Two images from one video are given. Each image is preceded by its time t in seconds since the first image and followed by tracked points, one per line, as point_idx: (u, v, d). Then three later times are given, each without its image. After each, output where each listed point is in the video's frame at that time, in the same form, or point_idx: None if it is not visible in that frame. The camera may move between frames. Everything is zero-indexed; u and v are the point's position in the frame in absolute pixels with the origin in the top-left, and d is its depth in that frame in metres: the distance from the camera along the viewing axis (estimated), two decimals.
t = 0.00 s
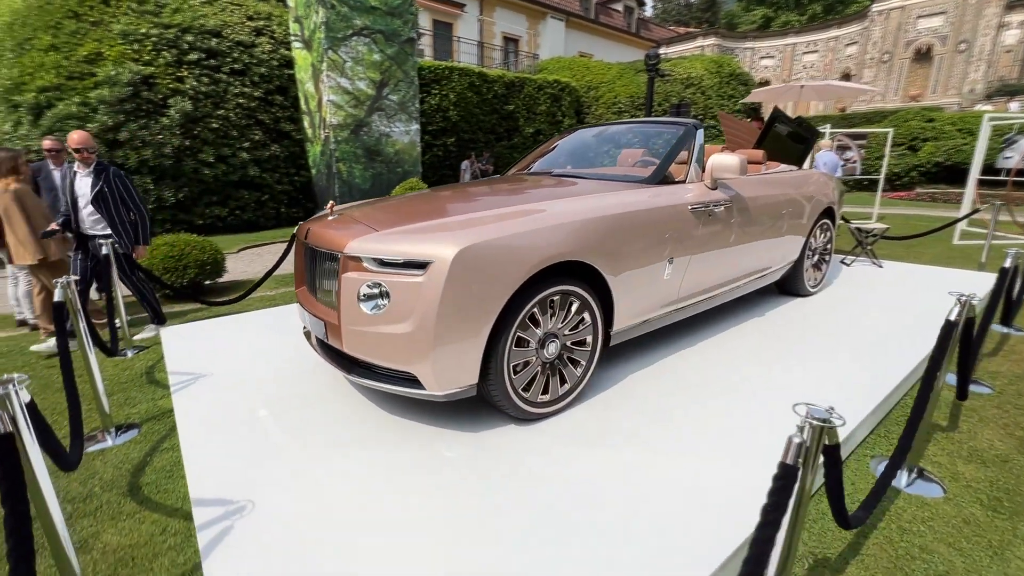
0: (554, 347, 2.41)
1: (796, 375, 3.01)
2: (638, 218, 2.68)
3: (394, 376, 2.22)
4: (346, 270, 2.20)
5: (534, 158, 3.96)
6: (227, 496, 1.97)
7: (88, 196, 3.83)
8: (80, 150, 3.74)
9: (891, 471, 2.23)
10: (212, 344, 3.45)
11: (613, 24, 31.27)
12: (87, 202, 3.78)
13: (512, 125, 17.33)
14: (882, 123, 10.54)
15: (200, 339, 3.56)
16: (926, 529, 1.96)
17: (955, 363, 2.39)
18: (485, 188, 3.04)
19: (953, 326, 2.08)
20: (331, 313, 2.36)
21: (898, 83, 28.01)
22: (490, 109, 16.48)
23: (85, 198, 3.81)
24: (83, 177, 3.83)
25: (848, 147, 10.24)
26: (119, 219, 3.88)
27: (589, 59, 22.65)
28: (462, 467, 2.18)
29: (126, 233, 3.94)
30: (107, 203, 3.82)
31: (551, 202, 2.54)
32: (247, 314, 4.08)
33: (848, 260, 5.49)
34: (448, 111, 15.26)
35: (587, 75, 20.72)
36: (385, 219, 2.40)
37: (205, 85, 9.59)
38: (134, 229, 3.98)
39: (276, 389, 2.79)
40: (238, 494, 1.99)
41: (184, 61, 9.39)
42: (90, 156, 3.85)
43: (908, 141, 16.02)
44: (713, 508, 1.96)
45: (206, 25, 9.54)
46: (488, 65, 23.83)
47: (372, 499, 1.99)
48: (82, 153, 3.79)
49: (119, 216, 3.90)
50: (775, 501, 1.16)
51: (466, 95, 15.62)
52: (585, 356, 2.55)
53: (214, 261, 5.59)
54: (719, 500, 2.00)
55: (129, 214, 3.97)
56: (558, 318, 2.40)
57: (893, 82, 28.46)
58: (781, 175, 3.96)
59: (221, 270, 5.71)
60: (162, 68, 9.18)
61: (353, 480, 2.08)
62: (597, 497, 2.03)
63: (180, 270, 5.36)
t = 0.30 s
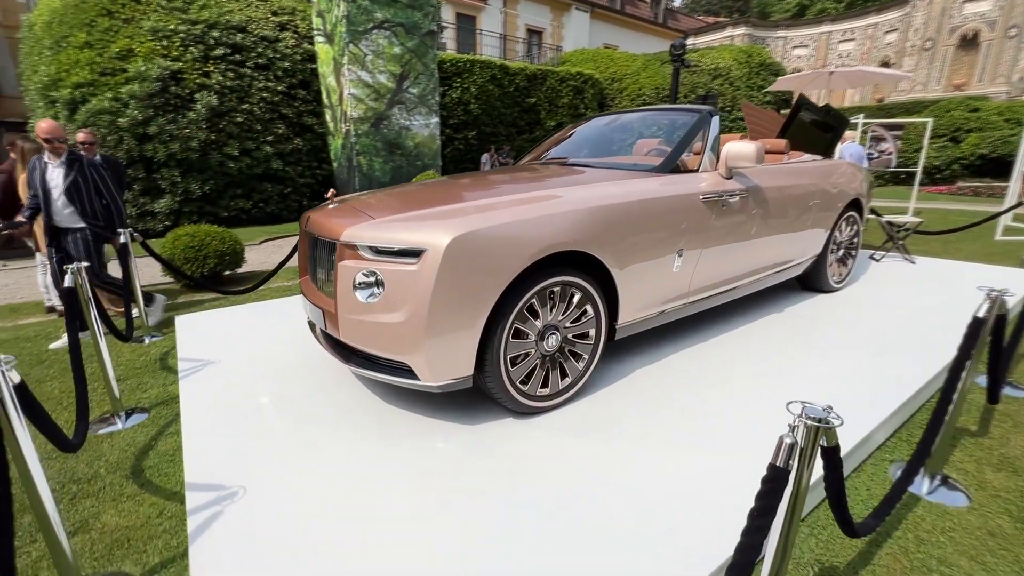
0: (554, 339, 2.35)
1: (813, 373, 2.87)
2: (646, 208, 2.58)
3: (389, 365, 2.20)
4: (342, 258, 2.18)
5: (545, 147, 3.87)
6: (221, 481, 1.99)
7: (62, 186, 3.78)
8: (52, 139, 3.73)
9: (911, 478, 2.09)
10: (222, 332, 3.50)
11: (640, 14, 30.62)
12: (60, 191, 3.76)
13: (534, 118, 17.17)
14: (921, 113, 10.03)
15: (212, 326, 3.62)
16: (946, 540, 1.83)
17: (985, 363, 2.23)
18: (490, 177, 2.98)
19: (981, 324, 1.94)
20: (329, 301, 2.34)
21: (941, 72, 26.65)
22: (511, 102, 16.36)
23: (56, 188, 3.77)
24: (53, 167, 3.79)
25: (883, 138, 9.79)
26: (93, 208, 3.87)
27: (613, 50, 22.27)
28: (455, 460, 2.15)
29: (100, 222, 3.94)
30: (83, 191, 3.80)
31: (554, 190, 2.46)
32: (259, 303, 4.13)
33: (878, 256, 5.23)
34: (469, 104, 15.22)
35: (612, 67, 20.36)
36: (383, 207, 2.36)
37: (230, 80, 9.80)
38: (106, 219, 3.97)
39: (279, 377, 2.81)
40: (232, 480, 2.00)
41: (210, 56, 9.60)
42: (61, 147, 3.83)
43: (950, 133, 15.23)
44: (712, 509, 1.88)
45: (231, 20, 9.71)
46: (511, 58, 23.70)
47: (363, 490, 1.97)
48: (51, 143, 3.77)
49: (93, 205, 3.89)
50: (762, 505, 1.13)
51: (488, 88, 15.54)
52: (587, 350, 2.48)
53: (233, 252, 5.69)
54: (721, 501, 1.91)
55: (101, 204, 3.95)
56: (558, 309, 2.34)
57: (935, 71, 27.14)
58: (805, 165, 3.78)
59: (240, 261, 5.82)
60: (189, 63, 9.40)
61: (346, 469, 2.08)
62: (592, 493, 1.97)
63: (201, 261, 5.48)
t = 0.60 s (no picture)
0: (559, 333, 2.22)
1: (841, 374, 2.66)
2: (659, 195, 2.41)
3: (383, 358, 2.09)
4: (336, 246, 2.07)
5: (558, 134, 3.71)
6: (206, 475, 1.92)
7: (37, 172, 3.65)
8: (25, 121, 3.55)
9: (951, 493, 1.89)
10: (230, 322, 3.47)
11: (666, 3, 29.86)
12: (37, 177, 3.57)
13: (555, 110, 16.91)
14: (966, 100, 9.44)
15: (220, 315, 3.60)
16: (989, 565, 1.63)
17: None
18: (496, 163, 2.84)
19: None
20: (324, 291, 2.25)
21: (987, 59, 25.27)
22: (532, 94, 16.13)
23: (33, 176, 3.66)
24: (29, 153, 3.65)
25: (923, 127, 9.26)
26: (69, 196, 3.62)
27: (638, 40, 21.76)
28: (451, 459, 2.03)
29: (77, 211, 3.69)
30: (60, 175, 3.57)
31: (560, 175, 2.31)
32: (268, 293, 4.09)
33: (915, 250, 4.91)
34: (490, 96, 15.08)
35: (636, 57, 19.88)
36: (381, 194, 2.25)
37: (251, 71, 9.86)
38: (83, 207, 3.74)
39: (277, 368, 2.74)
40: (217, 475, 1.93)
41: (232, 49, 9.66)
42: (37, 130, 3.66)
43: (996, 122, 14.38)
44: (724, 519, 1.72)
45: (252, 13, 9.77)
46: (533, 48, 23.38)
47: (351, 488, 1.88)
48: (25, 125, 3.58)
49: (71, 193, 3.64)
50: (773, 532, 1.02)
51: (508, 79, 15.36)
52: (594, 346, 2.34)
53: (248, 242, 5.70)
54: (734, 511, 1.75)
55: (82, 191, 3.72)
56: (562, 302, 2.20)
57: (981, 58, 25.74)
58: (837, 151, 3.53)
59: (255, 251, 5.83)
60: (212, 56, 9.47)
61: (336, 465, 1.99)
62: (593, 497, 1.83)
63: (216, 251, 5.51)
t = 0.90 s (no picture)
0: (562, 332, 2.05)
1: (873, 380, 2.43)
2: (674, 182, 2.21)
3: (372, 356, 1.96)
4: (322, 235, 1.94)
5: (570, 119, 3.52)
6: (183, 478, 1.83)
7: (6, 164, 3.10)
8: None
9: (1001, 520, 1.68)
10: (230, 314, 3.40)
11: None
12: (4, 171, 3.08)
13: (575, 100, 16.56)
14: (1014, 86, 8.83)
15: (221, 307, 3.53)
16: None
17: None
18: (501, 149, 2.66)
19: None
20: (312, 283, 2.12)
21: None
22: (551, 84, 15.81)
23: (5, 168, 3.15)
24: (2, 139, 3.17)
25: (965, 115, 8.71)
26: (36, 195, 3.09)
27: (662, 27, 21.12)
28: (442, 466, 1.89)
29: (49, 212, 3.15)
30: (26, 172, 3.04)
31: (566, 160, 2.13)
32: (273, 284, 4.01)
33: (956, 245, 4.57)
34: (508, 86, 14.84)
35: (659, 45, 19.32)
36: (372, 180, 2.11)
37: (267, 62, 9.83)
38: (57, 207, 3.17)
39: (270, 364, 2.64)
40: (194, 478, 1.83)
41: (249, 39, 9.65)
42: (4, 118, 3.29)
43: None
44: (738, 545, 1.54)
45: (269, 3, 9.72)
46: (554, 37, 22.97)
47: (332, 495, 1.76)
48: None
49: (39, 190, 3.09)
50: None
51: (527, 69, 15.08)
52: (600, 345, 2.17)
53: (258, 233, 5.65)
54: (750, 536, 1.57)
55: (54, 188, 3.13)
56: (566, 298, 2.03)
57: None
58: (872, 136, 3.25)
59: (266, 242, 5.78)
60: (229, 47, 9.48)
61: (320, 469, 1.87)
62: (593, 514, 1.67)
63: (227, 242, 5.47)
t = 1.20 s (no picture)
0: (556, 332, 1.87)
1: (904, 388, 2.20)
2: (682, 168, 2.00)
3: (348, 355, 1.81)
4: (295, 224, 1.79)
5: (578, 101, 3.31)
6: (144, 484, 1.72)
7: None
8: None
9: None
10: (223, 306, 3.30)
11: None
12: None
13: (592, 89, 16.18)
14: None
15: (215, 299, 3.44)
16: None
17: None
18: (497, 132, 2.48)
19: None
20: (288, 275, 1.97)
21: None
22: (568, 72, 15.45)
23: None
24: None
25: (1009, 100, 8.16)
26: None
27: (684, 13, 20.44)
28: (419, 477, 1.74)
29: None
30: None
31: (563, 144, 1.94)
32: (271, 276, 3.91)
33: (998, 239, 4.22)
34: (524, 75, 14.57)
35: (680, 32, 18.74)
36: (352, 164, 1.95)
37: (280, 52, 9.74)
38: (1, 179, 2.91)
39: (254, 360, 2.52)
40: (155, 484, 1.72)
41: (261, 29, 9.57)
42: None
43: None
44: None
45: None
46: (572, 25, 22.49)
47: (298, 506, 1.63)
48: None
49: None
50: None
51: (543, 58, 14.76)
52: (599, 346, 1.99)
53: (263, 224, 5.58)
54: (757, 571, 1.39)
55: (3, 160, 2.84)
56: (560, 294, 1.85)
57: None
58: (909, 120, 2.96)
59: (271, 233, 5.71)
60: (242, 36, 9.42)
61: (289, 477, 1.74)
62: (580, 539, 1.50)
63: (232, 232, 5.41)
